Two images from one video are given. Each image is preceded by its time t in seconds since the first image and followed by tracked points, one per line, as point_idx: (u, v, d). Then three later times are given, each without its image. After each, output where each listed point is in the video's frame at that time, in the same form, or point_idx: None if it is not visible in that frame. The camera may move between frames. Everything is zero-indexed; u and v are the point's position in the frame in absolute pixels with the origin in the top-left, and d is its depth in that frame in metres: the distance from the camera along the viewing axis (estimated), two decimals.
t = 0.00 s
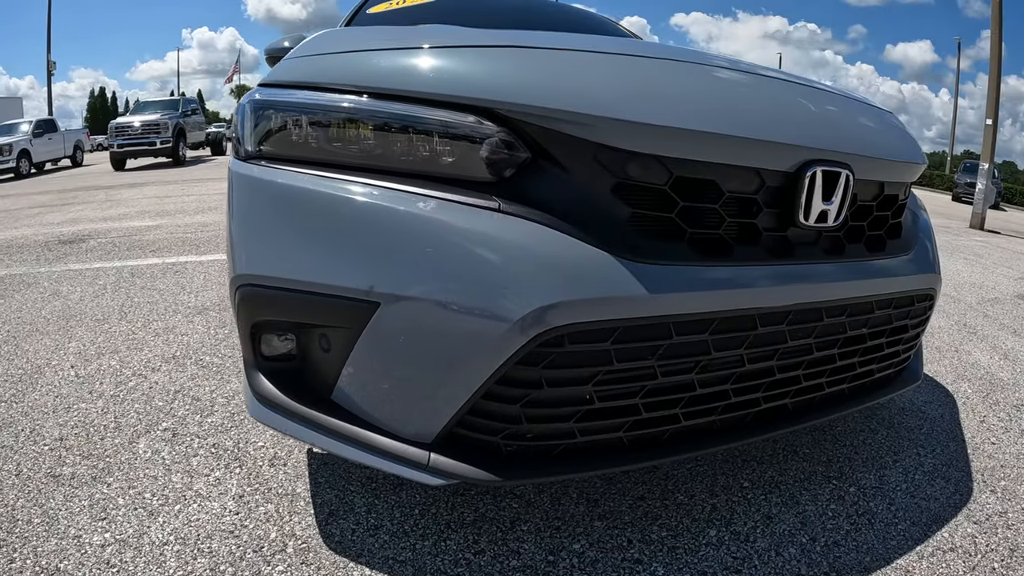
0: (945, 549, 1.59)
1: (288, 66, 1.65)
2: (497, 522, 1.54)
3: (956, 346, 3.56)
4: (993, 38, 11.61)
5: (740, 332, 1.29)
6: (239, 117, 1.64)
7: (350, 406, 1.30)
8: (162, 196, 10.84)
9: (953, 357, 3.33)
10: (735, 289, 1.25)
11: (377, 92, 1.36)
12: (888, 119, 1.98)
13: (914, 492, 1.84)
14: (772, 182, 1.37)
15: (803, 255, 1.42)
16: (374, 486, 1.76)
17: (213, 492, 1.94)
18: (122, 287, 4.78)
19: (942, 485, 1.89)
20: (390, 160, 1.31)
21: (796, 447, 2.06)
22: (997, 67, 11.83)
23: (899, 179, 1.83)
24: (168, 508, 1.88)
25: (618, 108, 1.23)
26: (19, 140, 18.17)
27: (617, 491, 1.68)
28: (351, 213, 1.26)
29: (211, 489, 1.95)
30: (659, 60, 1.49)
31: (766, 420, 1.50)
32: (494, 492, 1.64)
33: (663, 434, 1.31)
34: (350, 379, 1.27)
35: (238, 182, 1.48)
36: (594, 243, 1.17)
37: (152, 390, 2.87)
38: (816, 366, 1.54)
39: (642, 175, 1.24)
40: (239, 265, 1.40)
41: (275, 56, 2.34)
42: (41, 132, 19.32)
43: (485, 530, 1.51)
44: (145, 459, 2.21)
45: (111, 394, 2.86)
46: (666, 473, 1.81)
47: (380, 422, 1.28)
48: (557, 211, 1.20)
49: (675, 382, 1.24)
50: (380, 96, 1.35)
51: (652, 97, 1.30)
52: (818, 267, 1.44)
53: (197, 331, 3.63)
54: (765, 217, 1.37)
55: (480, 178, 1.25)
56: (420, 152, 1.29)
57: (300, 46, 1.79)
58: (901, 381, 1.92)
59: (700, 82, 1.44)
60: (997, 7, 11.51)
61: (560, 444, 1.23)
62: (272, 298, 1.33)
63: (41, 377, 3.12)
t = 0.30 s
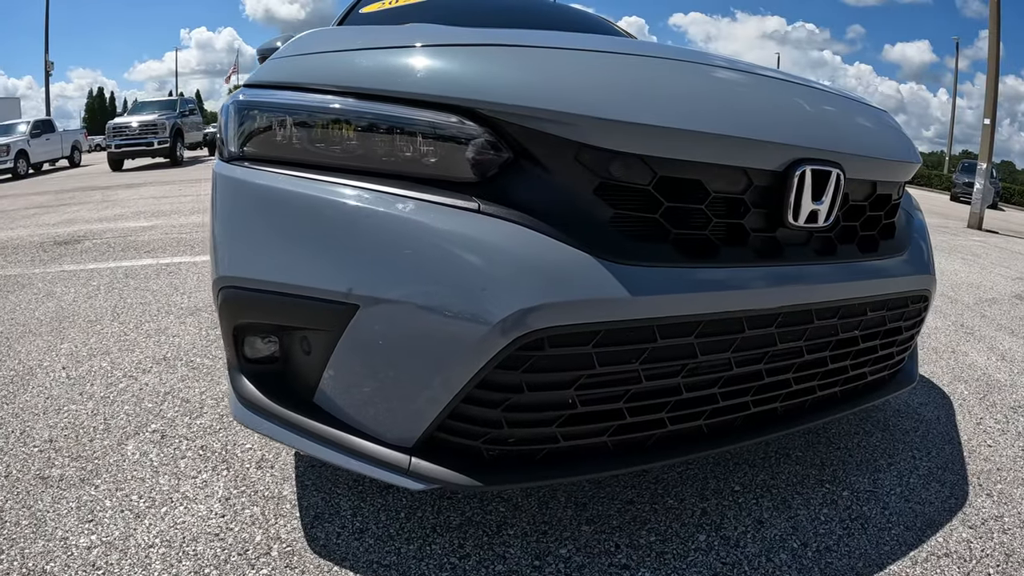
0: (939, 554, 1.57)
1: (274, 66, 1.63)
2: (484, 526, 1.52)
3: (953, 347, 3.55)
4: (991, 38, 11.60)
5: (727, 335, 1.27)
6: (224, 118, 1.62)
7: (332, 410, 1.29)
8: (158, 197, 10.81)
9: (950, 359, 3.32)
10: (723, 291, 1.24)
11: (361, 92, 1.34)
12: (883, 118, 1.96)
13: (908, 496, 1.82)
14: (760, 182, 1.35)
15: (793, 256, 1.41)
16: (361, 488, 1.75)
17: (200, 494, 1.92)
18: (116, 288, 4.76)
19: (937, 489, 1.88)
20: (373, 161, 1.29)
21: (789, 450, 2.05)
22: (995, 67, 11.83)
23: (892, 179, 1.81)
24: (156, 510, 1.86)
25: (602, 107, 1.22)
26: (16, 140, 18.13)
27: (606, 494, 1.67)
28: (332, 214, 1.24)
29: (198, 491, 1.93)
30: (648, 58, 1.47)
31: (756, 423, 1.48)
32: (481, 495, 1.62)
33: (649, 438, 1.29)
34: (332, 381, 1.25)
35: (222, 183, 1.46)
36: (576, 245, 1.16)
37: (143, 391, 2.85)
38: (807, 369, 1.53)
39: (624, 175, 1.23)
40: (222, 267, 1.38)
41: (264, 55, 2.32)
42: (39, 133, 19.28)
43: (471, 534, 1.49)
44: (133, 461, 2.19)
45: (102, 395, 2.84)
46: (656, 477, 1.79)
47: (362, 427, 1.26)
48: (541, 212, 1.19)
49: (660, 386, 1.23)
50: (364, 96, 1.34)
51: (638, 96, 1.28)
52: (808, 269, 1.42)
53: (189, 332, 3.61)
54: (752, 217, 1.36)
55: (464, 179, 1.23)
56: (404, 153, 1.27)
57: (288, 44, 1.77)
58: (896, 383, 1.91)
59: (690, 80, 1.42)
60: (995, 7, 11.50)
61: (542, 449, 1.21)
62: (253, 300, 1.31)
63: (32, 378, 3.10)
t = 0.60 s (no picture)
0: (934, 559, 1.56)
1: (260, 66, 1.61)
2: (471, 530, 1.51)
3: (950, 348, 3.54)
4: (989, 38, 11.60)
5: (715, 338, 1.26)
6: (210, 119, 1.60)
7: (316, 413, 1.27)
8: (154, 197, 10.79)
9: (947, 360, 3.31)
10: (711, 292, 1.22)
11: (345, 92, 1.32)
12: (877, 117, 1.94)
13: (902, 499, 1.81)
14: (748, 181, 1.33)
15: (782, 256, 1.39)
16: (349, 492, 1.73)
17: (188, 496, 1.90)
18: (110, 289, 4.74)
19: (933, 492, 1.87)
20: (356, 162, 1.27)
21: (782, 453, 2.04)
22: (993, 67, 11.82)
23: (885, 178, 1.80)
24: (144, 512, 1.85)
25: (586, 106, 1.20)
26: (13, 140, 18.07)
27: (596, 498, 1.65)
28: (314, 215, 1.23)
29: (185, 494, 1.92)
30: (637, 56, 1.46)
31: (747, 427, 1.47)
32: (469, 498, 1.61)
33: (636, 442, 1.28)
34: (314, 384, 1.24)
35: (207, 184, 1.45)
36: (558, 247, 1.15)
37: (133, 393, 2.83)
38: (799, 372, 1.52)
39: (607, 173, 1.21)
40: (205, 268, 1.37)
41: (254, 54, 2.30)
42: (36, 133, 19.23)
43: (458, 538, 1.48)
44: (121, 463, 2.17)
45: (92, 397, 2.82)
46: (647, 481, 1.78)
47: (345, 431, 1.24)
48: (526, 213, 1.17)
49: (645, 390, 1.21)
50: (348, 97, 1.32)
51: (625, 95, 1.26)
52: (799, 270, 1.41)
53: (182, 333, 3.59)
54: (740, 217, 1.34)
55: (448, 180, 1.22)
56: (388, 154, 1.25)
57: (276, 44, 1.75)
58: (891, 386, 1.89)
59: (680, 78, 1.41)
60: (993, 7, 11.50)
61: (526, 454, 1.20)
62: (236, 302, 1.30)
63: (23, 380, 3.08)
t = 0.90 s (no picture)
0: (928, 563, 1.55)
1: (244, 65, 1.59)
2: (456, 533, 1.49)
3: (946, 348, 3.53)
4: (985, 37, 11.61)
5: (700, 339, 1.25)
6: (194, 118, 1.58)
7: (297, 415, 1.26)
8: (150, 198, 10.76)
9: (943, 360, 3.30)
10: (698, 293, 1.21)
11: (327, 91, 1.31)
12: (869, 114, 1.93)
13: (896, 503, 1.80)
14: (734, 180, 1.32)
15: (771, 256, 1.38)
16: (335, 494, 1.72)
17: (175, 498, 1.89)
18: (102, 290, 4.72)
19: (928, 495, 1.86)
20: (339, 163, 1.26)
21: (775, 455, 2.03)
22: (990, 66, 11.84)
23: (877, 177, 1.78)
24: (130, 514, 1.83)
25: (571, 104, 1.19)
26: (9, 141, 18.03)
27: (583, 502, 1.64)
28: (295, 215, 1.21)
29: (172, 495, 1.90)
30: (624, 54, 1.44)
31: (736, 429, 1.46)
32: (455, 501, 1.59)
33: (621, 445, 1.26)
34: (295, 385, 1.23)
35: (190, 184, 1.43)
36: (541, 248, 1.13)
37: (124, 394, 2.81)
38: (789, 374, 1.50)
39: (590, 173, 1.20)
40: (187, 269, 1.35)
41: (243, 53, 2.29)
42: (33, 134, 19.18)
43: (443, 542, 1.46)
44: (109, 465, 2.16)
45: (82, 398, 2.80)
46: (636, 484, 1.77)
47: (327, 434, 1.23)
48: (509, 214, 1.16)
49: (629, 393, 1.20)
50: (330, 96, 1.30)
51: (610, 93, 1.25)
52: (788, 271, 1.40)
53: (174, 334, 3.58)
54: (727, 217, 1.33)
55: (431, 179, 1.20)
56: (370, 154, 1.24)
57: (262, 42, 1.73)
58: (884, 388, 1.88)
59: (668, 76, 1.39)
60: (990, 6, 11.51)
61: (509, 457, 1.19)
62: (218, 303, 1.28)
63: (13, 380, 3.06)
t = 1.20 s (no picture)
0: (922, 569, 1.54)
1: (228, 65, 1.58)
2: (442, 538, 1.48)
3: (943, 350, 3.52)
4: (982, 38, 11.62)
5: (685, 343, 1.23)
6: (178, 119, 1.56)
7: (279, 420, 1.24)
8: (145, 199, 10.73)
9: (939, 361, 3.29)
10: (684, 296, 1.20)
11: (309, 92, 1.29)
12: (862, 112, 1.91)
13: (891, 507, 1.78)
14: (720, 181, 1.31)
15: (760, 258, 1.37)
16: (322, 498, 1.70)
17: (162, 501, 1.87)
18: (95, 292, 4.70)
19: (922, 499, 1.84)
20: (320, 165, 1.24)
21: (768, 459, 2.01)
22: (987, 66, 11.84)
23: (869, 177, 1.77)
24: (117, 517, 1.81)
25: (555, 104, 1.17)
26: (5, 142, 17.98)
27: (572, 506, 1.63)
28: (275, 217, 1.20)
29: (158, 498, 1.88)
30: (611, 52, 1.42)
31: (726, 434, 1.44)
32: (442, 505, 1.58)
33: (606, 450, 1.25)
34: (276, 390, 1.21)
35: (173, 186, 1.42)
36: (524, 252, 1.12)
37: (113, 396, 2.79)
38: (779, 378, 1.49)
39: (572, 174, 1.19)
40: (169, 272, 1.34)
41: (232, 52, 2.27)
42: (29, 134, 19.14)
43: (429, 547, 1.45)
44: (97, 468, 2.14)
45: (71, 400, 2.78)
46: (626, 488, 1.75)
47: (308, 440, 1.21)
48: (492, 216, 1.15)
49: (612, 398, 1.18)
50: (312, 97, 1.29)
51: (596, 92, 1.23)
52: (778, 273, 1.39)
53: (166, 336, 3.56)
54: (714, 218, 1.31)
55: (413, 180, 1.19)
56: (353, 155, 1.22)
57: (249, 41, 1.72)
58: (878, 391, 1.87)
59: (656, 74, 1.37)
60: (987, 6, 11.52)
61: (491, 462, 1.17)
62: (199, 306, 1.27)
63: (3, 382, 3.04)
